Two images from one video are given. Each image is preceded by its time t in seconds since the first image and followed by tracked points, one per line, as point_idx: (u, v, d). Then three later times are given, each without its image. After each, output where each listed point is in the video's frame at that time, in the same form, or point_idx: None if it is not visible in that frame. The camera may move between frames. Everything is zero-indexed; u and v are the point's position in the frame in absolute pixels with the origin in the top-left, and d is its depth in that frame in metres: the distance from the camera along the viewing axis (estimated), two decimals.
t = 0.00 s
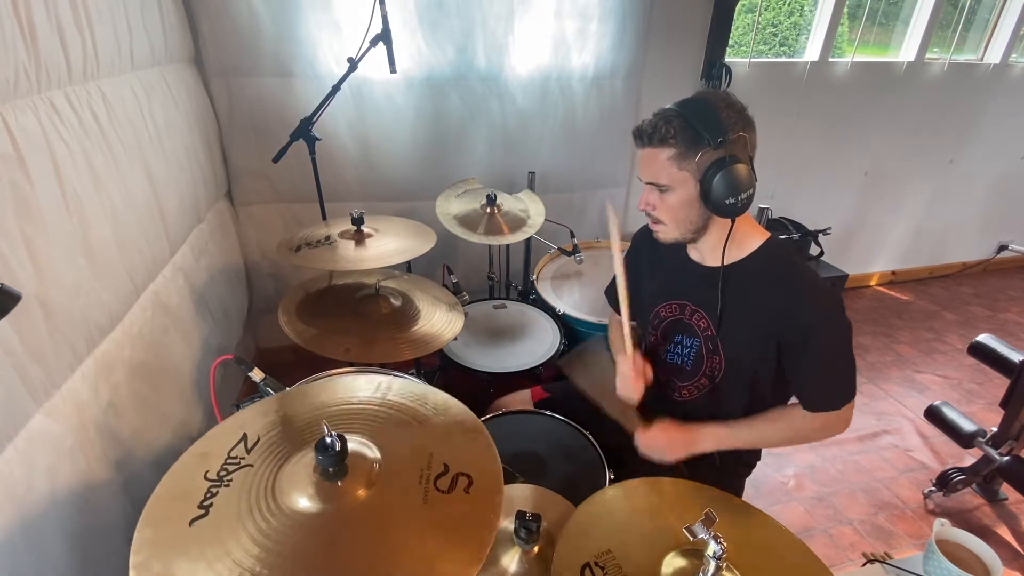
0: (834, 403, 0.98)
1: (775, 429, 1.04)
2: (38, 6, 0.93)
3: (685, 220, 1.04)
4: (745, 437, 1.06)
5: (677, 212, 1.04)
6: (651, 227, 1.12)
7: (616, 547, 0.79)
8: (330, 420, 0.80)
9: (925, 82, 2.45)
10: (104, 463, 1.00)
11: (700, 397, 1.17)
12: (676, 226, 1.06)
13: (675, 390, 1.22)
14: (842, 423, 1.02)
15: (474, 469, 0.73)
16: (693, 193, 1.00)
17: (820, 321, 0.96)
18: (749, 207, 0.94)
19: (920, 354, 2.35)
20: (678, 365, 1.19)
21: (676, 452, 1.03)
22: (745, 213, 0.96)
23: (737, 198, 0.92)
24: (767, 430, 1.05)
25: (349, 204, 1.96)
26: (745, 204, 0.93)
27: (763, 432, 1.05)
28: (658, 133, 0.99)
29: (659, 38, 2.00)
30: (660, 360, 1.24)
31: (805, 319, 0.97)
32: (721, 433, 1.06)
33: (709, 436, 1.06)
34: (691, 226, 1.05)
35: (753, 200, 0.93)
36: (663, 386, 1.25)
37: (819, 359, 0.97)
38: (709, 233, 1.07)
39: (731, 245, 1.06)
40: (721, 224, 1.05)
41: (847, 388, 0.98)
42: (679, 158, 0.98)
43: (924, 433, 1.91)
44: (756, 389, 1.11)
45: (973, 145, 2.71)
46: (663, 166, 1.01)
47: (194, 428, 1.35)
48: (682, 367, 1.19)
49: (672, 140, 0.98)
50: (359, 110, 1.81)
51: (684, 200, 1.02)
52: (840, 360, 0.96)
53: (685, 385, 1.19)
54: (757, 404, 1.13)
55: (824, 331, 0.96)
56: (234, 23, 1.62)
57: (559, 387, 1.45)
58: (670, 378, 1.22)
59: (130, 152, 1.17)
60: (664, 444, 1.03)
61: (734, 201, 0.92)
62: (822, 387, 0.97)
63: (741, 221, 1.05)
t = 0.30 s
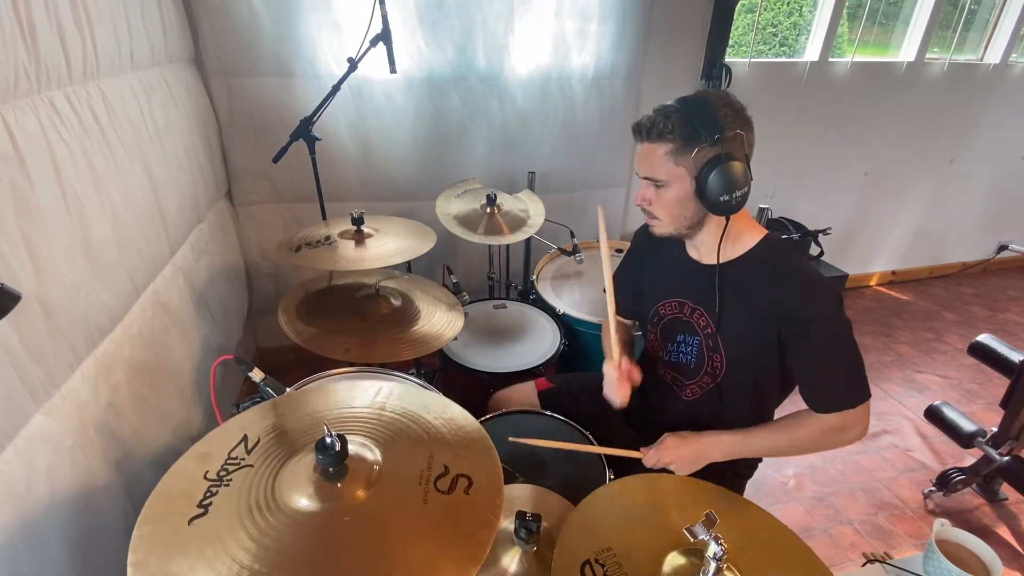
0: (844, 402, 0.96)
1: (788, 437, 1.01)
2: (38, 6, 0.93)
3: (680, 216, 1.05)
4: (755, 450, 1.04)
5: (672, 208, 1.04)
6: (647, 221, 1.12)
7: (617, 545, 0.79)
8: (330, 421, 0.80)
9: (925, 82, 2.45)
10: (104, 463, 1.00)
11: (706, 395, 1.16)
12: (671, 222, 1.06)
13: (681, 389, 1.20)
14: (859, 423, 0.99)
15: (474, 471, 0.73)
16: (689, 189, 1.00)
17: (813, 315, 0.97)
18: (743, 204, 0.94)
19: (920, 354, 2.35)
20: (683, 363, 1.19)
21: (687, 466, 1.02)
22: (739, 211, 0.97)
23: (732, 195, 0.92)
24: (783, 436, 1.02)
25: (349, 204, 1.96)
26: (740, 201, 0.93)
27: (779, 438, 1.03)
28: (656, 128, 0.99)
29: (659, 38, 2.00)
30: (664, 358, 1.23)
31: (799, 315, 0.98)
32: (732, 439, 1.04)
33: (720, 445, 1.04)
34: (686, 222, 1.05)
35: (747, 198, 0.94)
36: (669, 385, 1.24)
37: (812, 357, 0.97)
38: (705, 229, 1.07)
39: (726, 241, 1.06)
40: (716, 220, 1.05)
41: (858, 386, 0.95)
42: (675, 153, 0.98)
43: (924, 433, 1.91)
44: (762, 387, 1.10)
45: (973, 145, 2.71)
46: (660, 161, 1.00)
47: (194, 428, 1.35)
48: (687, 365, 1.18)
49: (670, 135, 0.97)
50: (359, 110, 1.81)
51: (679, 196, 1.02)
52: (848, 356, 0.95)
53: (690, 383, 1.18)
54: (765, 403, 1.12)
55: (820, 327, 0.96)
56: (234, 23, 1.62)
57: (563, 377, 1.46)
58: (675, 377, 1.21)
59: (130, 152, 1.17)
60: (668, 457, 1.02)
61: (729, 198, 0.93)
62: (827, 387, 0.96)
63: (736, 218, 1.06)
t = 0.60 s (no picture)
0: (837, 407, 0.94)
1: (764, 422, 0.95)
2: (38, 6, 0.93)
3: (681, 218, 1.05)
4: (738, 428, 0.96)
5: (673, 211, 1.04)
6: (648, 223, 1.12)
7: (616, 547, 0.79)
8: (331, 422, 0.79)
9: (925, 82, 2.45)
10: (104, 463, 1.00)
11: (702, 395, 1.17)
12: (672, 224, 1.06)
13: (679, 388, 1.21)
14: (839, 442, 0.97)
15: (473, 471, 0.73)
16: (690, 191, 1.00)
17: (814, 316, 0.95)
18: (745, 207, 0.94)
19: (920, 354, 2.35)
20: (681, 362, 1.19)
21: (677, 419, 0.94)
22: (741, 212, 0.96)
23: (733, 198, 0.93)
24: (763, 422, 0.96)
25: (349, 204, 1.96)
26: (741, 204, 0.93)
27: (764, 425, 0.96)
28: (656, 131, 0.99)
29: (659, 38, 2.00)
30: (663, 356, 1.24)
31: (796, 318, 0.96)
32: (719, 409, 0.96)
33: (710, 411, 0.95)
34: (687, 223, 1.05)
35: (748, 201, 0.94)
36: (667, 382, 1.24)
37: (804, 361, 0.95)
38: (707, 231, 1.07)
39: (727, 242, 1.07)
40: (718, 222, 1.05)
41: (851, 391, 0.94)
42: (676, 156, 0.98)
43: (924, 433, 1.91)
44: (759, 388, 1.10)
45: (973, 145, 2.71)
46: (661, 164, 1.00)
47: (194, 427, 1.35)
48: (685, 364, 1.19)
49: (671, 138, 0.97)
50: (359, 110, 1.81)
51: (680, 199, 1.02)
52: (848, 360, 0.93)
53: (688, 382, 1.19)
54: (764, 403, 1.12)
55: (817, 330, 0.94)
56: (234, 23, 1.62)
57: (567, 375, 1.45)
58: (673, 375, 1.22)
59: (129, 152, 1.17)
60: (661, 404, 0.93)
61: (730, 201, 0.93)
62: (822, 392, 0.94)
63: (737, 219, 1.06)
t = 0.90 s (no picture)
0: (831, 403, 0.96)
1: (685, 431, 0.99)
2: (38, 6, 0.93)
3: (684, 218, 1.05)
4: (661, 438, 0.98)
5: (676, 211, 1.04)
6: (650, 223, 1.12)
7: (615, 548, 0.78)
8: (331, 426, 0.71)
9: (925, 82, 2.45)
10: (104, 462, 1.00)
11: (702, 390, 1.17)
12: (675, 223, 1.06)
13: (678, 384, 1.21)
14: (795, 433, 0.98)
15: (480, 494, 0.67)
16: (693, 191, 1.00)
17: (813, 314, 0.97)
18: (749, 205, 0.94)
19: (920, 354, 2.35)
20: (679, 358, 1.19)
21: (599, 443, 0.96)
22: (745, 211, 0.97)
23: (738, 197, 0.93)
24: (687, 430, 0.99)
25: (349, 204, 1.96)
26: (746, 202, 0.93)
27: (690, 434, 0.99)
28: (659, 131, 0.98)
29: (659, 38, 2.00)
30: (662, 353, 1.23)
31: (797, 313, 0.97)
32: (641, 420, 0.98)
33: (632, 422, 0.98)
34: (689, 223, 1.05)
35: (753, 199, 0.94)
36: (665, 381, 1.25)
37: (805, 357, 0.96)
38: (708, 230, 1.08)
39: (729, 240, 1.06)
40: (720, 221, 1.06)
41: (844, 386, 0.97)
42: (679, 156, 0.98)
43: (924, 433, 1.91)
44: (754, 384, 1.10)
45: (973, 145, 2.71)
46: (664, 164, 1.00)
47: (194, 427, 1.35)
48: (683, 360, 1.18)
49: (674, 138, 0.97)
50: (359, 110, 1.81)
51: (684, 199, 1.02)
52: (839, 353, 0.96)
53: (686, 378, 1.19)
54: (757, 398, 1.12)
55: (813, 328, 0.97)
56: (233, 23, 1.62)
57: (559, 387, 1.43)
58: (671, 372, 1.22)
59: (129, 152, 1.17)
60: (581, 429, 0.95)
61: (735, 200, 0.93)
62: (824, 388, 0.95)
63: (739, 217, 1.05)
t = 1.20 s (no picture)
0: (847, 403, 0.95)
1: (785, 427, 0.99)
2: (38, 6, 0.93)
3: (684, 219, 1.05)
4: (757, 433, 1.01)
5: (677, 211, 1.04)
6: (651, 224, 1.12)
7: (616, 547, 0.79)
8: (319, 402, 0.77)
9: (925, 82, 2.45)
10: (104, 462, 1.00)
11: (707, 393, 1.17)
12: (677, 224, 1.06)
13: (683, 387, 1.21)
14: (860, 426, 0.99)
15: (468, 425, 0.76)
16: (693, 191, 1.00)
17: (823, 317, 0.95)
18: (749, 206, 0.94)
19: (920, 354, 2.35)
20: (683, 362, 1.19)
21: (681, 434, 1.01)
22: (745, 212, 0.97)
23: (738, 198, 0.93)
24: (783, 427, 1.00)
25: (349, 204, 1.96)
26: (745, 203, 0.93)
27: (781, 427, 1.00)
28: (660, 131, 0.99)
29: (659, 38, 2.00)
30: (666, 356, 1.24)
31: (805, 319, 0.97)
32: (735, 417, 1.02)
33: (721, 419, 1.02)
34: (690, 224, 1.05)
35: (753, 200, 0.94)
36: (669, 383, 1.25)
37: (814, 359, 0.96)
38: (709, 230, 1.08)
39: (730, 241, 1.06)
40: (721, 221, 1.06)
41: (861, 384, 0.95)
42: (680, 157, 0.98)
43: (924, 433, 1.91)
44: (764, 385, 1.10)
45: (973, 145, 2.71)
46: (665, 165, 1.00)
47: (194, 427, 1.35)
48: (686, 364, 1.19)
49: (674, 139, 0.97)
50: (359, 110, 1.81)
51: (684, 199, 1.02)
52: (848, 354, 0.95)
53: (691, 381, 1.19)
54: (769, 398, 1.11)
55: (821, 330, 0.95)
56: (233, 22, 1.62)
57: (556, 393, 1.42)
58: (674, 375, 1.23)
59: (129, 152, 1.17)
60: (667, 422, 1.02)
61: (735, 201, 0.93)
62: (833, 389, 0.95)
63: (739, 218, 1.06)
